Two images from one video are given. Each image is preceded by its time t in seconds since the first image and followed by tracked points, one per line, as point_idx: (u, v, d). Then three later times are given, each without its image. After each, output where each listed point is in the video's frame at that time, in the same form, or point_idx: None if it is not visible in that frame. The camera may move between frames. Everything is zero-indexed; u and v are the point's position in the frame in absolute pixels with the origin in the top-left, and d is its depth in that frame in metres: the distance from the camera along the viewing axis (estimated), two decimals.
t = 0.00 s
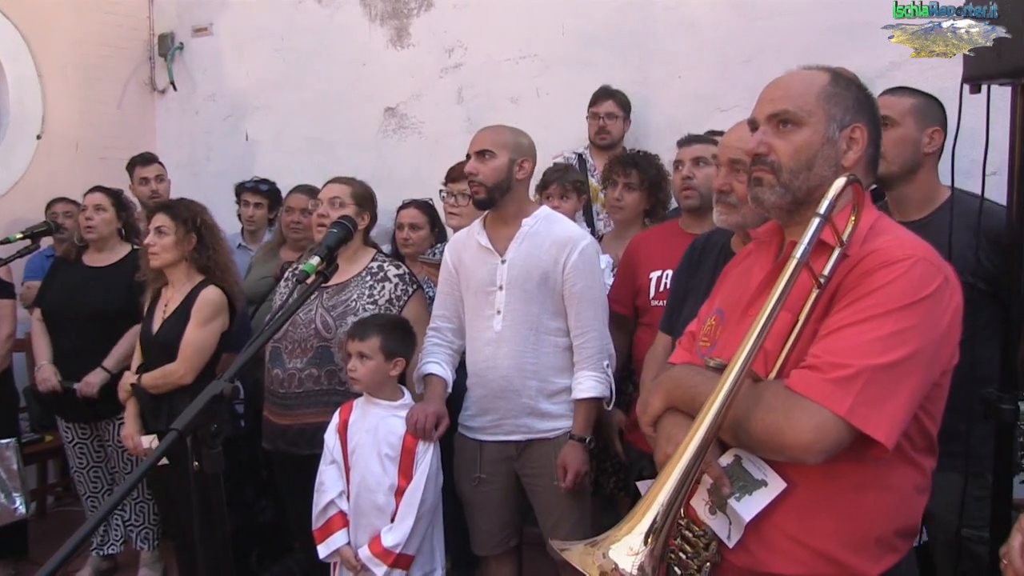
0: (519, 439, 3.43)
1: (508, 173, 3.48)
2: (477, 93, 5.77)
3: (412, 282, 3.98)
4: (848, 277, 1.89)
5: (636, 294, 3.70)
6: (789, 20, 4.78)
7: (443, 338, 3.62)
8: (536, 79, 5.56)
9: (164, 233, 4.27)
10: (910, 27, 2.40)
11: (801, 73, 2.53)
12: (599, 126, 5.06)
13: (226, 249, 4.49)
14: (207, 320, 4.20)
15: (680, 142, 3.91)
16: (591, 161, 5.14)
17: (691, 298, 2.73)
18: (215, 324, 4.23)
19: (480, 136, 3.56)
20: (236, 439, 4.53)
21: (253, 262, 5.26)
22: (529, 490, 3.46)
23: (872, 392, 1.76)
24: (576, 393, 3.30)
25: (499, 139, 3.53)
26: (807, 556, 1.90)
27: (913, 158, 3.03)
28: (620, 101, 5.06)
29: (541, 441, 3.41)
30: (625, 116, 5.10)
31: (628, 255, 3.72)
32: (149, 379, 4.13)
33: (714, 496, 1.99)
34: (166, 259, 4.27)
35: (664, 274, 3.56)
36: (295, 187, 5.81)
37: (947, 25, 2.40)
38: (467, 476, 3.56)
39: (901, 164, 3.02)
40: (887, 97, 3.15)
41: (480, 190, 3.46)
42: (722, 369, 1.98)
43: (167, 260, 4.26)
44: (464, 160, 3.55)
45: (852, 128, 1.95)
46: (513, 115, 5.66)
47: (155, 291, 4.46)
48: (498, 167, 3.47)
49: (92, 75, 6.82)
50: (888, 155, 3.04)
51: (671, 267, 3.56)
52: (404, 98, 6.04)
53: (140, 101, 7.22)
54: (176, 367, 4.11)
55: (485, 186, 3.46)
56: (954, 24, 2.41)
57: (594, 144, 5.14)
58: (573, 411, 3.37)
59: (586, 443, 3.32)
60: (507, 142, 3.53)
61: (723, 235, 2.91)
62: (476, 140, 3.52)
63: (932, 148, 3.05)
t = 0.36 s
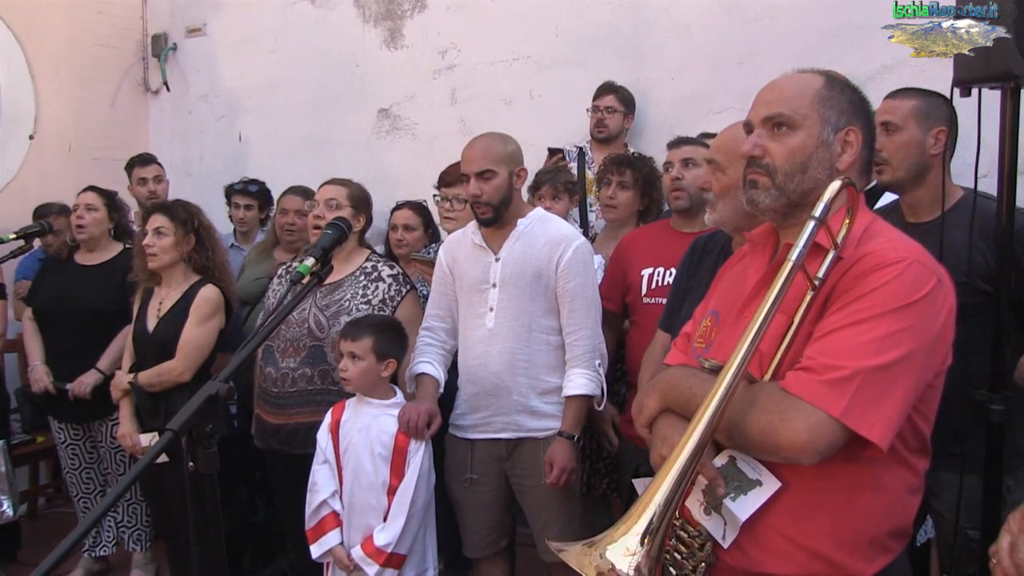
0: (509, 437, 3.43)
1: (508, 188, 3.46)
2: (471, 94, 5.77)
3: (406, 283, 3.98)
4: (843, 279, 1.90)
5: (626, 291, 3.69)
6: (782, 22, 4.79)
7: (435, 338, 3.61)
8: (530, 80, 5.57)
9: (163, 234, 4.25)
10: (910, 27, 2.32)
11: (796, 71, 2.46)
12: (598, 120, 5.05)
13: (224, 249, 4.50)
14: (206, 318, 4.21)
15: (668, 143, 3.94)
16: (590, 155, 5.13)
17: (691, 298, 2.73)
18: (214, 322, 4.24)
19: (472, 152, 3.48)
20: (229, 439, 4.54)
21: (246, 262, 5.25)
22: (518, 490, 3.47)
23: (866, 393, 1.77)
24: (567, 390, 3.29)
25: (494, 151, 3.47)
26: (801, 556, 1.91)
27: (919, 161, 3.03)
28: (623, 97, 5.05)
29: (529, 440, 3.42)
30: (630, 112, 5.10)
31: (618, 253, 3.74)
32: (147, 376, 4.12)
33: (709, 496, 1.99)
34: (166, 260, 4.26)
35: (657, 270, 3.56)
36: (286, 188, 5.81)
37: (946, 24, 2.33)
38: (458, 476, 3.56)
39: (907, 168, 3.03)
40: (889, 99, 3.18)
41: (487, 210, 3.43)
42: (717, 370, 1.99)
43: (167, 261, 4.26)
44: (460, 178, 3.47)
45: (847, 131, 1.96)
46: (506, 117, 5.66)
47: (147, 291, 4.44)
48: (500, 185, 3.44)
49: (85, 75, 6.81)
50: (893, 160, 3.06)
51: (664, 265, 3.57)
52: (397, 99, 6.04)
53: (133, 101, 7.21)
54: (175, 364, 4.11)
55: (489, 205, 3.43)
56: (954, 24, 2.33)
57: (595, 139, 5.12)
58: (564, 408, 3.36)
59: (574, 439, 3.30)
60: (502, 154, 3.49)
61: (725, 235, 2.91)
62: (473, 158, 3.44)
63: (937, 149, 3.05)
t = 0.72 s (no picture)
0: (503, 441, 3.44)
1: (504, 189, 3.50)
2: (465, 99, 5.79)
3: (399, 288, 3.98)
4: (836, 283, 1.91)
5: (622, 298, 3.69)
6: (775, 28, 4.82)
7: (427, 342, 3.61)
8: (523, 85, 5.58)
9: (158, 239, 4.25)
10: (910, 27, 2.42)
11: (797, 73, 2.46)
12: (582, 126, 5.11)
13: (218, 254, 4.50)
14: (200, 322, 4.21)
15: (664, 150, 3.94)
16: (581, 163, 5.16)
17: (691, 297, 2.76)
18: (209, 326, 4.25)
19: (471, 150, 3.52)
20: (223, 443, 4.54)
21: (240, 268, 5.25)
22: (514, 495, 3.47)
23: (860, 397, 1.79)
24: (564, 396, 3.31)
25: (494, 151, 3.53)
26: (794, 557, 1.92)
27: (895, 166, 3.05)
28: (605, 100, 5.09)
29: (524, 442, 3.42)
30: (614, 115, 5.12)
31: (613, 258, 3.73)
32: (141, 380, 4.11)
33: (704, 499, 2.00)
34: (161, 265, 4.26)
35: (655, 277, 3.57)
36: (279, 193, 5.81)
37: (947, 24, 2.43)
38: (452, 482, 3.56)
39: (885, 173, 3.04)
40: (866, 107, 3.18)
41: (481, 207, 3.45)
42: (711, 374, 2.00)
43: (162, 266, 4.26)
44: (458, 175, 3.50)
45: (840, 137, 1.97)
46: (500, 122, 5.68)
47: (141, 296, 4.42)
48: (497, 183, 3.48)
49: (79, 80, 6.81)
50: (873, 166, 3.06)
51: (663, 272, 3.57)
52: (392, 104, 6.05)
53: (128, 106, 7.19)
54: (170, 367, 4.11)
55: (484, 203, 3.45)
56: (954, 24, 2.43)
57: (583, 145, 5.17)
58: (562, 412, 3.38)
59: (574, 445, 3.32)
60: (501, 155, 3.54)
61: (723, 240, 2.93)
62: (474, 156, 3.48)
63: (913, 154, 3.07)
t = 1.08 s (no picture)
0: (489, 447, 3.44)
1: (486, 188, 3.51)
2: (451, 105, 5.80)
3: (385, 294, 3.98)
4: (820, 289, 1.93)
5: (610, 304, 3.70)
6: (760, 35, 4.86)
7: (412, 348, 3.60)
8: (510, 92, 5.60)
9: (142, 245, 4.24)
10: (910, 27, 2.48)
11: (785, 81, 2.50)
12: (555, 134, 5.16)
13: (202, 261, 4.49)
14: (185, 329, 4.20)
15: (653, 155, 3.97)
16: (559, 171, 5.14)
17: (677, 303, 2.78)
18: (193, 332, 4.23)
19: (457, 149, 3.57)
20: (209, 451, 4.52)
21: (226, 275, 5.24)
22: (501, 500, 3.47)
23: (844, 401, 1.80)
24: (547, 401, 3.31)
25: (483, 152, 3.56)
26: (778, 559, 1.93)
27: (872, 174, 3.04)
28: (576, 107, 5.12)
29: (510, 448, 3.42)
30: (586, 120, 5.15)
31: (602, 264, 3.74)
32: (126, 387, 4.09)
33: (690, 502, 2.01)
34: (145, 271, 4.25)
35: (645, 283, 3.59)
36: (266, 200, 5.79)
37: (948, 24, 2.46)
38: (439, 488, 3.56)
39: (864, 179, 3.02)
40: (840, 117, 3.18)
41: (461, 203, 3.48)
42: (697, 378, 2.01)
43: (146, 272, 4.25)
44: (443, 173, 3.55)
45: (824, 143, 1.99)
46: (487, 128, 5.69)
47: (126, 304, 4.41)
48: (478, 181, 3.50)
49: (64, 86, 6.79)
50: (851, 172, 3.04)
51: (652, 277, 3.60)
52: (378, 110, 6.05)
53: (114, 113, 7.16)
54: (156, 374, 4.10)
55: (464, 199, 3.49)
56: (954, 24, 2.45)
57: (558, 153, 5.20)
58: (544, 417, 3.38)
59: (557, 450, 3.32)
60: (487, 156, 3.56)
61: (709, 244, 2.95)
62: (456, 153, 3.52)
63: (887, 165, 3.10)
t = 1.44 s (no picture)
0: (478, 449, 3.44)
1: (456, 189, 3.51)
2: (440, 106, 5.80)
3: (373, 296, 3.97)
4: (809, 289, 1.93)
5: (601, 306, 3.72)
6: (747, 37, 4.88)
7: (402, 350, 3.61)
8: (498, 93, 5.60)
9: (129, 247, 4.23)
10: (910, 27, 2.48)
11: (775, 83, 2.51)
12: (534, 134, 5.16)
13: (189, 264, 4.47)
14: (173, 332, 4.18)
15: (642, 160, 3.96)
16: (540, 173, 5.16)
17: (667, 303, 2.80)
18: (180, 336, 4.22)
19: (432, 152, 3.59)
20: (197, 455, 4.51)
21: (214, 277, 5.23)
22: (489, 501, 3.47)
23: (833, 401, 1.81)
24: (534, 403, 3.32)
25: (458, 155, 3.56)
26: (766, 558, 1.94)
27: (865, 174, 3.07)
28: (558, 108, 5.12)
29: (498, 449, 3.42)
30: (565, 123, 5.15)
31: (593, 266, 3.75)
32: (113, 390, 4.07)
33: (680, 502, 2.01)
34: (131, 273, 4.23)
35: (634, 286, 3.59)
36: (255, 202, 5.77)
37: (947, 24, 2.44)
38: (428, 489, 3.56)
39: (856, 178, 3.06)
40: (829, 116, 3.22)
41: (428, 207, 3.51)
42: (687, 379, 2.01)
43: (132, 274, 4.23)
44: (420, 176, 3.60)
45: (812, 144, 2.00)
46: (475, 129, 5.69)
47: (110, 308, 4.38)
48: (445, 184, 3.50)
49: (48, 88, 6.77)
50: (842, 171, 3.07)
51: (642, 280, 3.59)
52: (367, 112, 6.04)
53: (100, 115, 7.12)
54: (144, 378, 4.09)
55: (432, 202, 3.52)
56: (954, 23, 2.43)
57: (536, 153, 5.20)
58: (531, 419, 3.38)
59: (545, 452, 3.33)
60: (461, 158, 3.56)
61: (696, 245, 2.97)
62: (427, 157, 3.54)
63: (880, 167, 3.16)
